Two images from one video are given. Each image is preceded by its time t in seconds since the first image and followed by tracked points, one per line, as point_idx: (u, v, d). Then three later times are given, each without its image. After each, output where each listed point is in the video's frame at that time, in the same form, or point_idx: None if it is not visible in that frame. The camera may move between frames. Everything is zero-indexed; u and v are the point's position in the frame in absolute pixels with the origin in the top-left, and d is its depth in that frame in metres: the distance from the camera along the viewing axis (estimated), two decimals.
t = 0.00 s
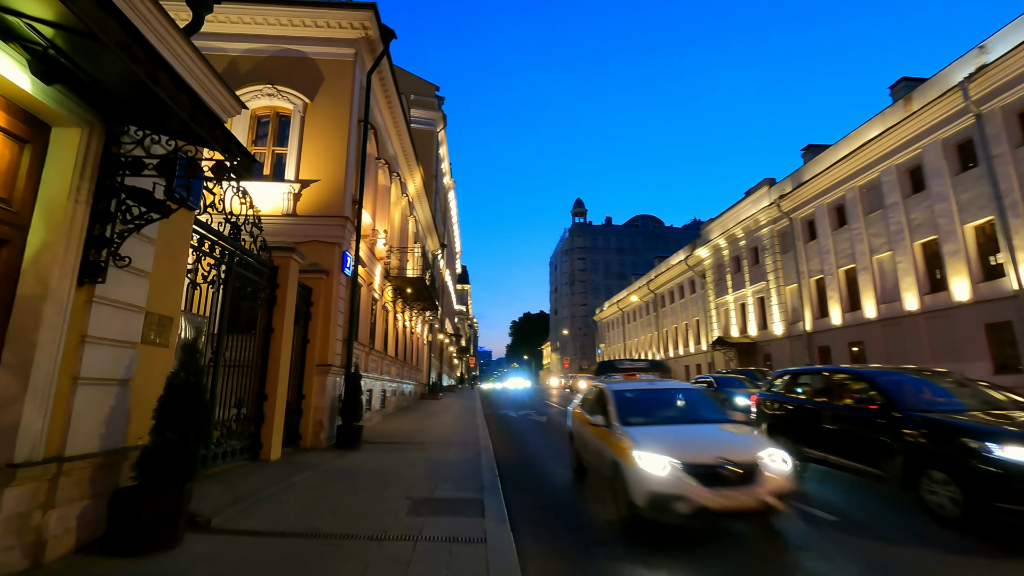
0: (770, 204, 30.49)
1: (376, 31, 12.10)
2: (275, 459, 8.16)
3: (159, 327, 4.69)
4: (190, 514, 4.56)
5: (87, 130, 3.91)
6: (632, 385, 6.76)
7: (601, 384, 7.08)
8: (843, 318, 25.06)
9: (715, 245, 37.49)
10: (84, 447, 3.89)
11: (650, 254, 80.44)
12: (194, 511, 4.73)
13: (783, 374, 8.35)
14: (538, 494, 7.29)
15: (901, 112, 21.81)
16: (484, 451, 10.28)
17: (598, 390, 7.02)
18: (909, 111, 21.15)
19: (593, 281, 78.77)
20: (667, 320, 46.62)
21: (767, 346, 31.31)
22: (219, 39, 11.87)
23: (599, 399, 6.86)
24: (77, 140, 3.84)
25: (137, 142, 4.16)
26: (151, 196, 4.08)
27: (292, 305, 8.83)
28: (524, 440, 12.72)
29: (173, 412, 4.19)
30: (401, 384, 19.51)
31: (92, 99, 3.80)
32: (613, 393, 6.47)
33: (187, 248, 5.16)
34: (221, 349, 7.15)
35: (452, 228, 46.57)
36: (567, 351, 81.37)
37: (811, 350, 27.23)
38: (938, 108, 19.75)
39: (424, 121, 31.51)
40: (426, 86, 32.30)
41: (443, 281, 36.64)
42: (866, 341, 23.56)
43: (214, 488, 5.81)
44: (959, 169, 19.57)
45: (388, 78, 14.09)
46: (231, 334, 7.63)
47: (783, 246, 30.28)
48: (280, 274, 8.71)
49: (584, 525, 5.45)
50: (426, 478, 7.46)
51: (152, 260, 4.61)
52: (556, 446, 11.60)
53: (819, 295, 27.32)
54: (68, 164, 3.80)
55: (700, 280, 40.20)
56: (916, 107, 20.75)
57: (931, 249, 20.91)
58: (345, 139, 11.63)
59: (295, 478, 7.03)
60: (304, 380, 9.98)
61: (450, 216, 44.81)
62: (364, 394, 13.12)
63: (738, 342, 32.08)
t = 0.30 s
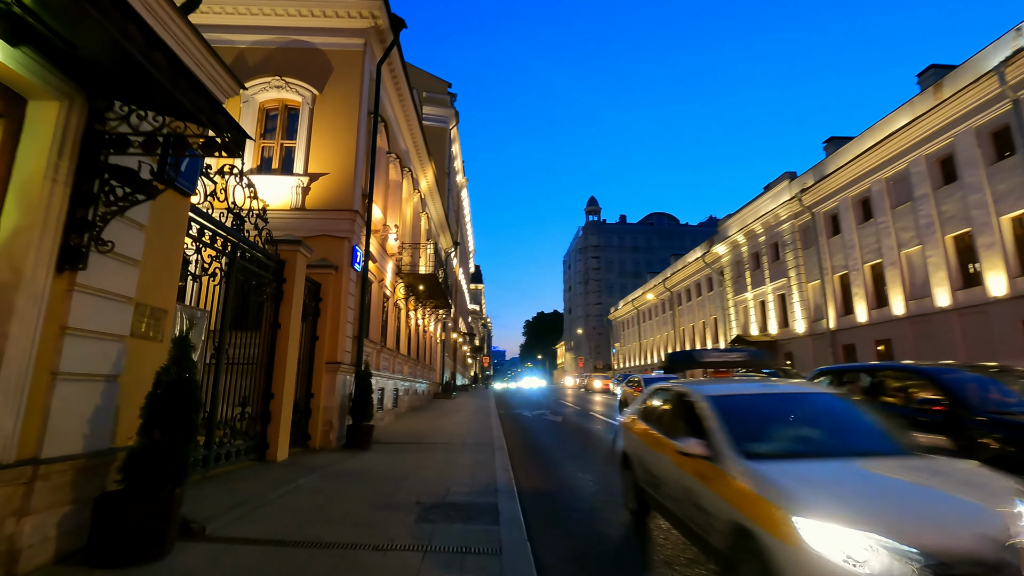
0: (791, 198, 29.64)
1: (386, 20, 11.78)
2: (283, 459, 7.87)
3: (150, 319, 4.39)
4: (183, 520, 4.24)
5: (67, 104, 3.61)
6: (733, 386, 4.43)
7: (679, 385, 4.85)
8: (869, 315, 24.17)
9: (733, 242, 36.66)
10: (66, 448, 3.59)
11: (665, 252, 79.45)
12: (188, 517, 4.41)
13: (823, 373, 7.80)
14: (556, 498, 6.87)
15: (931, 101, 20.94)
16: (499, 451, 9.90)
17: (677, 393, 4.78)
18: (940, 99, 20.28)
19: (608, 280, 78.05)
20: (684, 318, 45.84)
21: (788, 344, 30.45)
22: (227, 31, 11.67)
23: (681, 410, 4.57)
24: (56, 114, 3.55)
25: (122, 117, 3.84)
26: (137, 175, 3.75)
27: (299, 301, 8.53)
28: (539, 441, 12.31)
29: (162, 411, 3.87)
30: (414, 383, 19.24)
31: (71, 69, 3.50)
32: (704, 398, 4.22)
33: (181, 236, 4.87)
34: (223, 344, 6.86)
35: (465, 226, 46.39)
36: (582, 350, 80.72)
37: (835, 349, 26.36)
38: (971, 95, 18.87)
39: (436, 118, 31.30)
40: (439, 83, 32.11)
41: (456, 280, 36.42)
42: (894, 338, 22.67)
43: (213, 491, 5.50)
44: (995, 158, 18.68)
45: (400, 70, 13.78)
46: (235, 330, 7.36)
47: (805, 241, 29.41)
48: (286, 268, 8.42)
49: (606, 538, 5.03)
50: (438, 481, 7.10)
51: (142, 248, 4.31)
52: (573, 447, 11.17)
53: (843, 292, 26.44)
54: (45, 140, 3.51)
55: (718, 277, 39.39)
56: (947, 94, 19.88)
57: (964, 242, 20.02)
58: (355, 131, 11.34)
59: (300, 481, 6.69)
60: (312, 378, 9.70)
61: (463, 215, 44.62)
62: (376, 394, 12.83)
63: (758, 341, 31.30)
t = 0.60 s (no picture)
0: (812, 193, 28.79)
1: (393, 13, 11.48)
2: (288, 465, 7.57)
3: (134, 319, 4.09)
4: (171, 536, 3.93)
5: (37, 83, 3.33)
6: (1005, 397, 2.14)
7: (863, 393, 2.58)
8: (895, 313, 23.30)
9: (751, 239, 35.83)
10: (38, 460, 3.29)
11: (680, 251, 78.38)
12: (176, 531, 4.11)
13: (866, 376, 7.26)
14: (574, 508, 6.43)
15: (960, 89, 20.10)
16: (513, 456, 9.51)
17: (860, 413, 2.53)
18: (970, 87, 19.44)
19: (622, 279, 77.29)
20: (700, 317, 45.03)
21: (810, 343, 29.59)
22: (233, 28, 11.47)
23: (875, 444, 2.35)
24: (24, 95, 3.28)
25: (99, 98, 3.53)
26: (114, 160, 3.44)
27: (305, 300, 8.20)
28: (555, 445, 11.89)
29: (142, 419, 3.53)
30: (427, 385, 18.96)
31: (37, 45, 3.21)
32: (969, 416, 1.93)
33: (170, 229, 4.55)
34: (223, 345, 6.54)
35: (477, 226, 46.20)
36: (596, 351, 80.01)
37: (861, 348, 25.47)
38: (1005, 81, 18.04)
39: (447, 117, 31.08)
40: (450, 82, 31.87)
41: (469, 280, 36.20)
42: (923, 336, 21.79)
43: (209, 502, 5.18)
44: None
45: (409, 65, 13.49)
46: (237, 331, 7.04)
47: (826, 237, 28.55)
48: (291, 266, 8.10)
49: (632, 557, 4.59)
50: (448, 489, 6.72)
51: (127, 242, 4.00)
52: (590, 451, 10.73)
53: (868, 289, 25.55)
54: (12, 122, 3.23)
55: (735, 275, 38.57)
56: (978, 82, 19.05)
57: (998, 236, 19.14)
58: (362, 127, 11.04)
59: (303, 490, 6.36)
60: (320, 381, 9.40)
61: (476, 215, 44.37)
62: (387, 396, 12.52)
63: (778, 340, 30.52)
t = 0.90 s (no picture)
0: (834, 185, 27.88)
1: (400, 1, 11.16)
2: (292, 468, 7.25)
3: (113, 310, 3.78)
4: (151, 546, 3.61)
5: None
6: None
7: None
8: (924, 308, 22.39)
9: (770, 234, 34.94)
10: None
11: (696, 248, 77.21)
12: (160, 540, 3.80)
13: (910, 372, 6.73)
14: (591, 514, 6.01)
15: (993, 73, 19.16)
16: (526, 457, 9.12)
17: None
18: (1004, 71, 18.52)
19: (637, 277, 76.37)
20: (718, 315, 44.11)
21: (832, 341, 28.69)
22: (239, 19, 11.24)
23: None
24: None
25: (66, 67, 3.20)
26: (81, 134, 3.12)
27: (309, 295, 7.89)
28: (569, 446, 11.47)
29: (114, 419, 3.21)
30: (439, 384, 18.68)
31: None
32: None
33: (157, 219, 4.26)
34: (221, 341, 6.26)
35: (490, 224, 45.88)
36: (611, 349, 79.22)
37: (887, 345, 24.58)
38: None
39: (459, 114, 30.76)
40: (462, 78, 31.59)
41: (482, 278, 35.87)
42: (954, 333, 20.88)
43: (202, 507, 4.87)
44: None
45: (417, 57, 13.17)
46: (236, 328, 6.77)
47: (850, 231, 27.63)
48: (294, 260, 7.80)
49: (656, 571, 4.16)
50: (457, 493, 6.36)
51: (104, 228, 3.72)
52: (607, 452, 10.26)
53: (895, 284, 24.63)
54: None
55: (754, 272, 37.64)
56: (1012, 65, 18.13)
57: None
58: (369, 118, 10.73)
59: (304, 493, 6.03)
60: (327, 380, 9.10)
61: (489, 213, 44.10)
62: (397, 396, 12.21)
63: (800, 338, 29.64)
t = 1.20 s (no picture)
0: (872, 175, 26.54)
1: None
2: (308, 474, 7.00)
3: (104, 312, 3.52)
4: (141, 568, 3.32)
5: None
6: None
7: None
8: (975, 304, 21.04)
9: (804, 228, 33.61)
10: None
11: (724, 243, 75.29)
12: (152, 560, 3.51)
13: (982, 373, 6.05)
14: (621, 529, 5.55)
15: None
16: (551, 463, 8.69)
17: None
18: None
19: (663, 275, 74.94)
20: (749, 313, 42.76)
21: (872, 339, 27.36)
22: (254, 17, 11.10)
23: None
24: None
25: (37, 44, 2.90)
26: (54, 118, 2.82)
27: (325, 295, 7.63)
28: (595, 450, 11.02)
29: (94, 431, 2.92)
30: (462, 385, 18.40)
31: None
32: None
33: (154, 216, 4.02)
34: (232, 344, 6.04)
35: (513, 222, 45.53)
36: (637, 348, 77.97)
37: (933, 343, 23.25)
38: None
39: (480, 112, 30.50)
40: (482, 75, 31.32)
41: (505, 277, 35.56)
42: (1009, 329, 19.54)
43: (207, 520, 4.60)
44: None
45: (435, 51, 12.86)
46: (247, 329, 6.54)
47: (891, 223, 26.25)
48: (308, 259, 7.54)
49: None
50: (477, 505, 5.98)
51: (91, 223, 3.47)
52: (637, 458, 9.74)
53: (941, 278, 23.26)
54: None
55: (787, 267, 36.28)
56: None
57: None
58: (386, 113, 10.46)
59: (317, 503, 5.74)
60: (345, 382, 8.85)
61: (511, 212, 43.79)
62: (418, 397, 11.93)
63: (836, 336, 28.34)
